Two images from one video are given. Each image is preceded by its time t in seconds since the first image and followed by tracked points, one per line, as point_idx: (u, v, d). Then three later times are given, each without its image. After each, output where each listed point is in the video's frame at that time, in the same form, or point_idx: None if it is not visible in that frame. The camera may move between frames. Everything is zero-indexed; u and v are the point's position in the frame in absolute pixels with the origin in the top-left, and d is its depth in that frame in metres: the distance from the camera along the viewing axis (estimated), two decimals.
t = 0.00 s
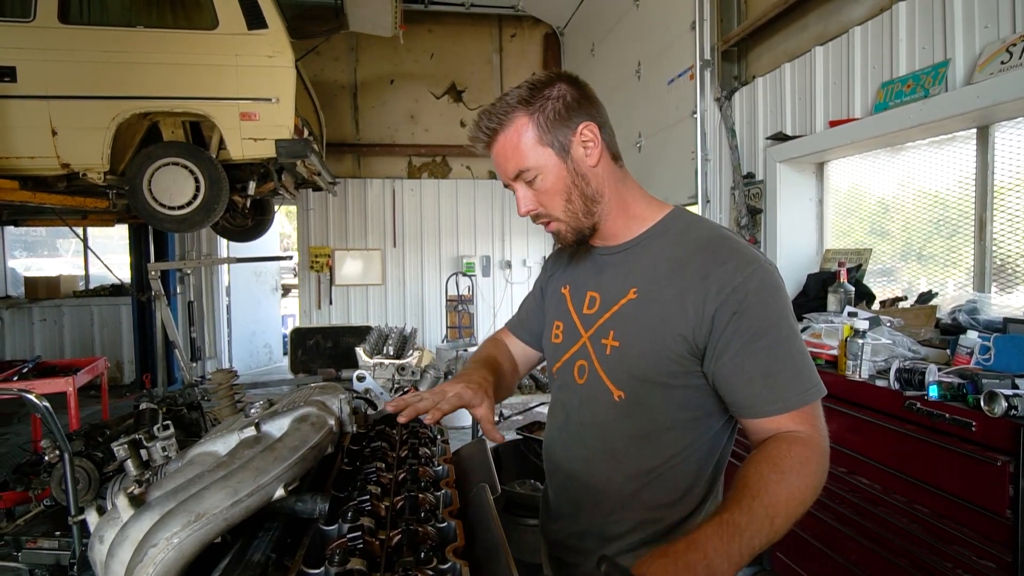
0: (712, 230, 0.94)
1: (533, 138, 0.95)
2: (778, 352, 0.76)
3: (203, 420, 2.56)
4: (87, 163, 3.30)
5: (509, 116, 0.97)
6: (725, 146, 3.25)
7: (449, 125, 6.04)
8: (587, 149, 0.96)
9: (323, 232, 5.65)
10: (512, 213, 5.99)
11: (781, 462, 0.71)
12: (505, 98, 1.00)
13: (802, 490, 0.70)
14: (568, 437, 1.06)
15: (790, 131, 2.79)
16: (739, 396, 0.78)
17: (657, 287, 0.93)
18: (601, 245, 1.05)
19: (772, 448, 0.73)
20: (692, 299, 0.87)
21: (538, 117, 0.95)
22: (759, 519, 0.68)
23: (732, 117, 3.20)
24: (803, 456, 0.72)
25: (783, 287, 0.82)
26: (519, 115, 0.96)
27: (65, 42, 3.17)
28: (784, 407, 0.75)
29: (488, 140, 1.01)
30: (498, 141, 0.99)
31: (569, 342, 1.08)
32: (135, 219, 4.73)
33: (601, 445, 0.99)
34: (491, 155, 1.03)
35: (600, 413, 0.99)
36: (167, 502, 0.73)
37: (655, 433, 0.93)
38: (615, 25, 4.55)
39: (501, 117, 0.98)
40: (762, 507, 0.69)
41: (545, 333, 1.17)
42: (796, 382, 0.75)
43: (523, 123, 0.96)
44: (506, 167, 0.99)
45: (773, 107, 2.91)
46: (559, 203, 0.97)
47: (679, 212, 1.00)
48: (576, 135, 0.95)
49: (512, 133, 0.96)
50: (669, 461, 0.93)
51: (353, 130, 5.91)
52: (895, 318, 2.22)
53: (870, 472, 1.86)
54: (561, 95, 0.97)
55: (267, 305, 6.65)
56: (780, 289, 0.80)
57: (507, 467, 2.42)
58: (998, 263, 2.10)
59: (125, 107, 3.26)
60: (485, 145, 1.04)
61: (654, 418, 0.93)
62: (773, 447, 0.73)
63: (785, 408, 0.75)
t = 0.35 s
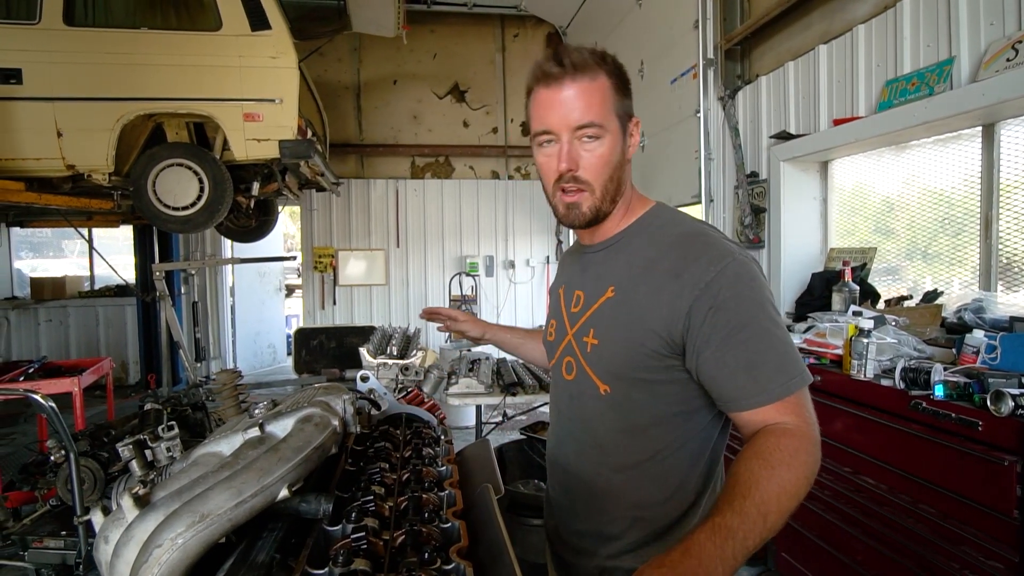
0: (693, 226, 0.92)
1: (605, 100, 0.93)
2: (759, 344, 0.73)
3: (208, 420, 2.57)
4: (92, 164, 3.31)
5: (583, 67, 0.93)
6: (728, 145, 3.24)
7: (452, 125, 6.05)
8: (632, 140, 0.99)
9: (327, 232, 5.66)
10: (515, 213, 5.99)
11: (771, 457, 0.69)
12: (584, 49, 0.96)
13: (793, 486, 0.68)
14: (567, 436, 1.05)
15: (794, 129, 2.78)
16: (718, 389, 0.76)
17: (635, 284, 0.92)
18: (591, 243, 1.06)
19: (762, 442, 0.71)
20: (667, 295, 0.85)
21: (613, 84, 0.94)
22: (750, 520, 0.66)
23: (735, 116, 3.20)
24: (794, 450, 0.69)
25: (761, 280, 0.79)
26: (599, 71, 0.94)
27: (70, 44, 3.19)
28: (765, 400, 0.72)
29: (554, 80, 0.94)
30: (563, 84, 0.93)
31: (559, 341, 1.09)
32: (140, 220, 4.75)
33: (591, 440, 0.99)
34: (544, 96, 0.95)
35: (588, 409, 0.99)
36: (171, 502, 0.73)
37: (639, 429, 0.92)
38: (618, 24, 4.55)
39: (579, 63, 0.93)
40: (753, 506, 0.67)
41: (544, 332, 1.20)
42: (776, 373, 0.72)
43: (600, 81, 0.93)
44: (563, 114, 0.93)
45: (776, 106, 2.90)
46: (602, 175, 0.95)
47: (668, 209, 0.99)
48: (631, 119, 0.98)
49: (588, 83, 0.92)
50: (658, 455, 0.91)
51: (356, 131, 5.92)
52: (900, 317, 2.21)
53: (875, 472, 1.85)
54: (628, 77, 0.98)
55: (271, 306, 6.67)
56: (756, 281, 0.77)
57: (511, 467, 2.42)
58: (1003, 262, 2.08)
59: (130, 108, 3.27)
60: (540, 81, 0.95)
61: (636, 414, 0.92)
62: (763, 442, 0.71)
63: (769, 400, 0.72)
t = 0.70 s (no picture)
0: (697, 227, 0.91)
1: (634, 99, 0.93)
2: (758, 346, 0.73)
3: (211, 419, 2.57)
4: (95, 163, 3.32)
5: (619, 62, 0.93)
6: (732, 144, 3.23)
7: (454, 124, 6.05)
8: (653, 143, 0.99)
9: (330, 232, 5.67)
10: (517, 212, 5.98)
11: (767, 463, 0.69)
12: (619, 44, 0.95)
13: (785, 493, 0.68)
14: (568, 434, 1.04)
15: (797, 128, 2.76)
16: (718, 390, 0.76)
17: (637, 285, 0.92)
18: (598, 241, 1.05)
19: (757, 447, 0.70)
20: (668, 296, 0.85)
21: (644, 84, 0.95)
22: (743, 523, 0.66)
23: (739, 114, 3.18)
24: (790, 458, 0.69)
25: (763, 282, 0.78)
26: (633, 69, 0.93)
27: (73, 44, 3.19)
28: (761, 404, 0.72)
29: (588, 71, 0.93)
30: (596, 77, 0.93)
31: (564, 339, 1.09)
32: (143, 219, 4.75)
33: (590, 439, 0.98)
34: (575, 86, 0.94)
35: (589, 408, 0.99)
36: (173, 502, 0.73)
37: (639, 428, 0.91)
38: (621, 23, 4.53)
39: (616, 57, 0.93)
40: (744, 510, 0.66)
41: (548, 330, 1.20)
42: (774, 377, 0.72)
43: (632, 80, 0.93)
44: (592, 107, 0.93)
45: (780, 104, 2.88)
46: (622, 173, 0.95)
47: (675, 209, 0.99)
48: (654, 122, 0.98)
49: (621, 80, 0.92)
50: (656, 455, 0.90)
51: (358, 130, 5.92)
52: (904, 316, 2.20)
53: (879, 471, 1.84)
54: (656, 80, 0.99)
55: (274, 305, 6.67)
56: (757, 283, 0.77)
57: (514, 467, 2.42)
58: (1008, 260, 2.07)
59: (132, 108, 3.28)
60: (574, 71, 0.94)
61: (637, 414, 0.91)
62: (758, 446, 0.71)
63: (765, 404, 0.72)
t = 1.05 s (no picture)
0: (701, 226, 0.92)
1: (628, 94, 0.92)
2: (772, 344, 0.74)
3: (208, 418, 2.56)
4: (90, 161, 3.30)
5: (611, 57, 0.92)
6: (730, 142, 3.23)
7: (452, 122, 6.03)
8: (648, 139, 0.99)
9: (327, 229, 5.65)
10: (515, 210, 5.97)
11: (787, 455, 0.69)
12: (609, 39, 0.94)
13: (811, 481, 0.69)
14: (567, 433, 1.03)
15: (795, 125, 2.76)
16: (733, 388, 0.76)
17: (644, 284, 0.91)
18: (596, 240, 1.04)
19: (774, 441, 0.71)
20: (679, 295, 0.84)
21: (637, 78, 0.94)
22: (776, 517, 0.66)
23: (736, 112, 3.18)
24: (808, 447, 0.70)
25: (772, 280, 0.79)
26: (625, 63, 0.93)
27: (68, 40, 3.17)
28: (778, 400, 0.73)
29: (580, 68, 0.93)
30: (588, 74, 0.92)
31: (562, 339, 1.08)
32: (139, 217, 4.73)
33: (591, 439, 0.97)
34: (567, 84, 0.93)
35: (591, 408, 0.97)
36: (166, 502, 0.72)
37: (646, 427, 0.91)
38: (619, 20, 4.52)
39: (608, 52, 0.92)
40: (778, 505, 0.67)
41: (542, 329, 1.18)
42: (789, 373, 0.73)
43: (625, 74, 0.93)
44: (586, 104, 0.92)
45: (778, 101, 2.88)
46: (619, 170, 0.94)
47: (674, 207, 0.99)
48: (649, 116, 0.98)
49: (614, 74, 0.92)
50: (662, 454, 0.90)
51: (355, 128, 5.90)
52: (901, 313, 2.20)
53: (876, 467, 1.85)
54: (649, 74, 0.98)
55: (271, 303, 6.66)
56: (768, 282, 0.78)
57: (512, 465, 2.42)
58: (1004, 258, 2.07)
59: (128, 105, 3.26)
60: (566, 68, 0.94)
61: (644, 414, 0.91)
62: (776, 440, 0.71)
63: (782, 399, 0.73)
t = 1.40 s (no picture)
0: (698, 221, 0.93)
1: (619, 94, 0.92)
2: (776, 335, 0.76)
3: (203, 417, 2.54)
4: (83, 159, 3.27)
5: (602, 58, 0.92)
6: (725, 140, 3.23)
7: (448, 120, 6.02)
8: (641, 138, 0.98)
9: (323, 228, 5.63)
10: (511, 208, 5.97)
11: (791, 431, 0.71)
12: (599, 39, 0.94)
13: (815, 458, 0.70)
14: (568, 433, 1.03)
15: (790, 123, 2.76)
16: (740, 380, 0.77)
17: (646, 280, 0.91)
18: (591, 240, 1.04)
19: (777, 419, 0.73)
20: (685, 290, 0.84)
21: (628, 78, 0.94)
22: (783, 481, 0.66)
23: (732, 110, 3.18)
24: (811, 426, 0.72)
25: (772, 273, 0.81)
26: (615, 63, 0.92)
27: (60, 37, 3.14)
28: (784, 387, 0.74)
29: (570, 69, 0.92)
30: (579, 75, 0.92)
31: (559, 340, 1.07)
32: (132, 215, 4.70)
33: (596, 439, 0.97)
34: (557, 86, 0.93)
35: (595, 407, 0.97)
36: (163, 503, 0.72)
37: (651, 424, 0.91)
38: (615, 18, 4.51)
39: (598, 53, 0.92)
40: (783, 471, 0.67)
41: (535, 330, 1.17)
42: (791, 361, 0.75)
43: (616, 74, 0.92)
44: (577, 106, 0.92)
45: (773, 100, 2.88)
46: (612, 172, 0.94)
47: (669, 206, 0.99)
48: (641, 115, 0.97)
49: (604, 75, 0.91)
50: (667, 451, 0.90)
51: (351, 126, 5.88)
52: (896, 311, 2.21)
53: (871, 465, 1.86)
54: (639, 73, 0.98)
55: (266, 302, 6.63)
56: (769, 275, 0.80)
57: (509, 463, 2.42)
58: (997, 255, 2.08)
59: (121, 102, 3.23)
60: (556, 70, 0.93)
61: (649, 410, 0.91)
62: (779, 419, 0.73)
63: (787, 386, 0.74)
